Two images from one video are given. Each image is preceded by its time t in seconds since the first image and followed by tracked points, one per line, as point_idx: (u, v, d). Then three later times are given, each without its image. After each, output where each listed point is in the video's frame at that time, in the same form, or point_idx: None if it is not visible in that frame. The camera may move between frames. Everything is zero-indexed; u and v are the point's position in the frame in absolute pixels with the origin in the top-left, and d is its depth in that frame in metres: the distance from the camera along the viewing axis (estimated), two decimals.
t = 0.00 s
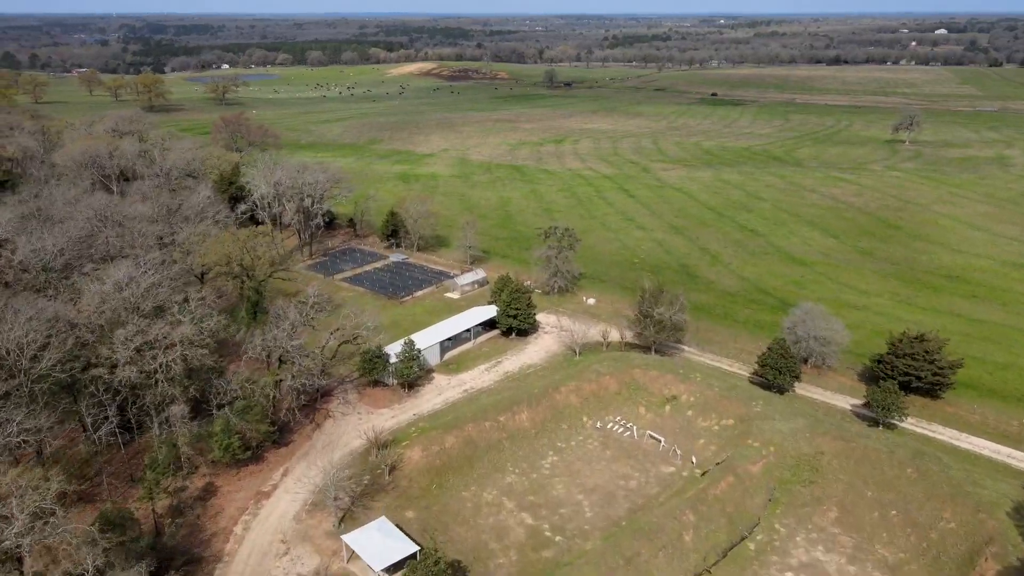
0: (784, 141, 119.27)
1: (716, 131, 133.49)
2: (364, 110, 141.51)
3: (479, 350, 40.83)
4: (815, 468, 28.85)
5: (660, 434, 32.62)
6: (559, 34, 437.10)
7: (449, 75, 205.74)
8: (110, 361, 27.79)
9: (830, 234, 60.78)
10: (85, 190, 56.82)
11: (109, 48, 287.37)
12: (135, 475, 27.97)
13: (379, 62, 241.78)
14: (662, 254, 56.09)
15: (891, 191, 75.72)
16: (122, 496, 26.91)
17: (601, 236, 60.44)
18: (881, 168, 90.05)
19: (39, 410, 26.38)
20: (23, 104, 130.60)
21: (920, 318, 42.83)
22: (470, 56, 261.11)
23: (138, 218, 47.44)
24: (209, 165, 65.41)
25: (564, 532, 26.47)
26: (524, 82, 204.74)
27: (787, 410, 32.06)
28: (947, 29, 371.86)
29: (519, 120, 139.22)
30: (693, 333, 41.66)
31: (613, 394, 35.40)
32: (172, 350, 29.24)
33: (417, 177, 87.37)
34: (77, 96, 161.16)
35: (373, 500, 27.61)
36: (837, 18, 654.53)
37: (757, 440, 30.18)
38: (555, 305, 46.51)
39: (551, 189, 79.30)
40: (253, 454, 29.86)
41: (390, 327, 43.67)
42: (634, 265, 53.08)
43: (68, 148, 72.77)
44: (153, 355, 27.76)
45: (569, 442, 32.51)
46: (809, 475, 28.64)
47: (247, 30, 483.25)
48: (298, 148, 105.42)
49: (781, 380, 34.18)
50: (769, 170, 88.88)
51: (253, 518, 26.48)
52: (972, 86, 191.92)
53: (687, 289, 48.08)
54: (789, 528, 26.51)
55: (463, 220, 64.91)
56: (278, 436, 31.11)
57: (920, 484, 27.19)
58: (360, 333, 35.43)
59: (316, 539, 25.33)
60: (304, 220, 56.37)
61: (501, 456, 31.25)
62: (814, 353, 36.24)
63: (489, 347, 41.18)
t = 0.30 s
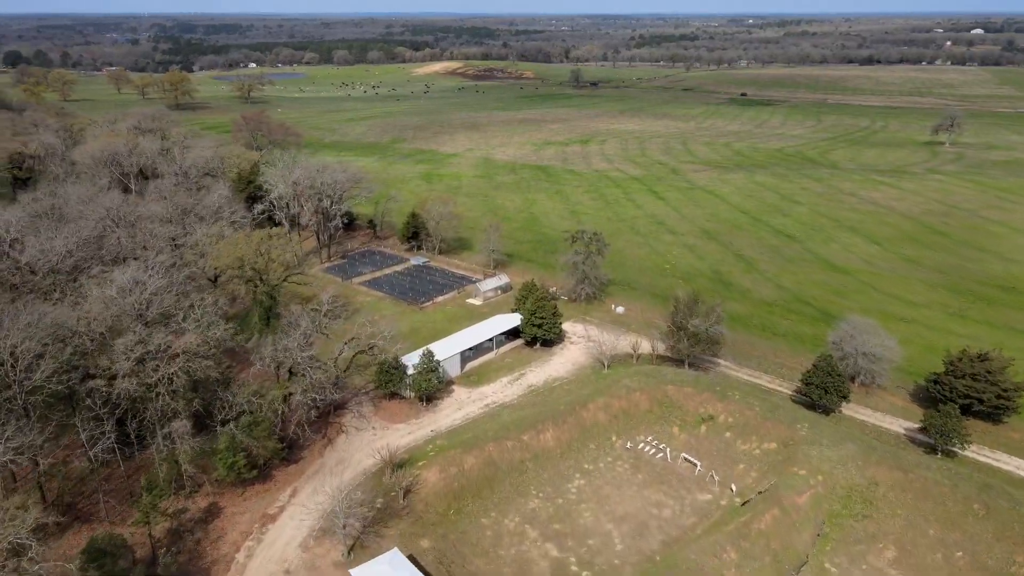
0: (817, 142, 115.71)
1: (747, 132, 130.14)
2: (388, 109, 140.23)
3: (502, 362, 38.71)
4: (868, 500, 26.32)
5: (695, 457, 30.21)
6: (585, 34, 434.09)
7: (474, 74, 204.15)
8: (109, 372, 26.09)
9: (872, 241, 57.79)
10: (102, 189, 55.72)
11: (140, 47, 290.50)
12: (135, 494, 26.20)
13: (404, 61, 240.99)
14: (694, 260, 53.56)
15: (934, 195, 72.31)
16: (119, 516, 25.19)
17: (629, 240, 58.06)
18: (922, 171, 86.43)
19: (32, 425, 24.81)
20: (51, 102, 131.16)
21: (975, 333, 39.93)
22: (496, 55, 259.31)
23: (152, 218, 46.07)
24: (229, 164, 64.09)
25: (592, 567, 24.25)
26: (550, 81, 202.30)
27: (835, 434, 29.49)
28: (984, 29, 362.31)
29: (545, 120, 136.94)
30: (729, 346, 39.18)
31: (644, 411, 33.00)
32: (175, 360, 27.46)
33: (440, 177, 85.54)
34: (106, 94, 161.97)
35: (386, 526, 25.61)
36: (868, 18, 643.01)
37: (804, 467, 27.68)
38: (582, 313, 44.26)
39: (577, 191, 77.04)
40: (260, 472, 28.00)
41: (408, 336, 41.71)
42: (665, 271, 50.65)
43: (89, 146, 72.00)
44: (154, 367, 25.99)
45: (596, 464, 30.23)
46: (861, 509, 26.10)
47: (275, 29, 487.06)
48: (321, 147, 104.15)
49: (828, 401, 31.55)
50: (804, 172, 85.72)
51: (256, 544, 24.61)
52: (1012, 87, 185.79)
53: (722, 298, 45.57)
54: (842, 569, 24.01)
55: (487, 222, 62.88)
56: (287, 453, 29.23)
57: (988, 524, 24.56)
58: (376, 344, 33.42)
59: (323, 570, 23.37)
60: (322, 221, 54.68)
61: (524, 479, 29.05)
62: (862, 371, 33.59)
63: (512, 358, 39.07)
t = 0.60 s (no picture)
0: (855, 144, 111.83)
1: (780, 132, 126.55)
2: (414, 108, 138.88)
3: (526, 374, 36.57)
4: (931, 540, 23.76)
5: (735, 485, 27.74)
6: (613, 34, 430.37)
7: (501, 74, 202.40)
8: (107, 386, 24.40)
9: (919, 248, 54.68)
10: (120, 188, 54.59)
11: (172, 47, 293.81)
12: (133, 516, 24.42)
13: (431, 60, 240.05)
14: (730, 266, 50.95)
15: (983, 199, 68.78)
16: (115, 541, 23.41)
17: (661, 245, 55.62)
18: (968, 174, 82.62)
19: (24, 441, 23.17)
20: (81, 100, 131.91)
21: None
22: (524, 55, 257.38)
23: (166, 219, 44.66)
24: (250, 162, 62.77)
25: None
26: (578, 80, 199.66)
27: (891, 464, 26.90)
28: None
29: (573, 120, 134.50)
30: (770, 362, 36.61)
31: (679, 432, 30.47)
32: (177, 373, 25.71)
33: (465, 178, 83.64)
34: (136, 92, 162.94)
35: (399, 558, 23.63)
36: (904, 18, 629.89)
37: (857, 501, 25.13)
38: (612, 323, 41.96)
39: (606, 193, 74.67)
40: (266, 494, 26.14)
41: (428, 345, 39.75)
42: (699, 279, 48.14)
43: (111, 144, 71.23)
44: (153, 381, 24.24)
45: (627, 489, 27.87)
46: (924, 550, 23.53)
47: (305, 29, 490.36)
48: (345, 146, 102.86)
49: (882, 425, 28.88)
50: (843, 175, 82.40)
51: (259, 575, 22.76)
52: None
53: (760, 308, 42.98)
54: None
55: (512, 224, 60.81)
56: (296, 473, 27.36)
57: None
58: (392, 356, 31.43)
59: None
60: (343, 222, 52.99)
61: (549, 506, 26.82)
62: (919, 393, 30.85)
63: (537, 370, 36.89)
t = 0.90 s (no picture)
0: (892, 145, 108.02)
1: (813, 133, 122.93)
2: (437, 107, 137.33)
3: (550, 389, 34.33)
4: None
5: (778, 518, 25.28)
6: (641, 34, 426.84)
7: (527, 73, 200.39)
8: (96, 401, 22.61)
9: (967, 256, 51.58)
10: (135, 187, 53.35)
11: (201, 45, 296.16)
12: (123, 543, 22.63)
13: (457, 60, 238.71)
14: (766, 273, 48.34)
15: None
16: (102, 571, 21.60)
17: (691, 250, 53.14)
18: (1015, 178, 78.82)
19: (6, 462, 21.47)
20: (107, 97, 132.02)
21: None
22: (549, 54, 255.08)
23: (178, 220, 43.06)
24: (268, 161, 61.27)
25: None
26: (604, 80, 196.73)
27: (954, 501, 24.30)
28: None
29: (599, 120, 131.89)
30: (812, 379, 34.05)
31: (715, 457, 27.96)
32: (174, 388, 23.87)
33: (488, 178, 81.65)
34: (162, 90, 163.35)
35: None
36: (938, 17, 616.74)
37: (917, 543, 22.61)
38: (641, 334, 39.62)
39: (634, 194, 72.25)
40: (268, 519, 24.21)
41: (447, 355, 37.73)
42: (733, 287, 45.61)
43: (130, 141, 70.23)
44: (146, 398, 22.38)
45: (659, 521, 25.48)
46: None
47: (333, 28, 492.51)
48: (367, 145, 101.29)
49: (941, 455, 26.22)
50: (881, 178, 79.07)
51: None
52: None
53: (799, 320, 40.39)
54: None
55: (536, 227, 58.68)
56: (301, 496, 25.41)
57: None
58: (406, 369, 29.35)
59: None
60: (360, 224, 51.19)
61: (572, 538, 24.54)
62: (981, 419, 28.15)
63: (561, 384, 34.68)
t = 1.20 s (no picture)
0: (932, 147, 104.00)
1: (849, 134, 119.01)
2: (462, 106, 135.51)
3: (574, 405, 32.10)
4: None
5: (826, 559, 22.84)
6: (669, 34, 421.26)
7: (553, 72, 197.94)
8: (81, 419, 20.93)
9: (1021, 265, 48.40)
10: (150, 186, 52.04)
11: (230, 44, 297.86)
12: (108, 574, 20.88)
13: (483, 59, 236.85)
14: (804, 281, 45.63)
15: None
16: None
17: (724, 256, 50.55)
18: None
19: None
20: (133, 94, 132.01)
21: None
22: (576, 53, 252.30)
23: (188, 220, 41.56)
24: (286, 160, 59.68)
25: None
26: (632, 79, 193.56)
27: None
28: None
29: (626, 120, 129.11)
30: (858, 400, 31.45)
31: (754, 487, 25.38)
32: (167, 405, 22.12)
33: (512, 179, 79.52)
34: (189, 88, 163.56)
35: None
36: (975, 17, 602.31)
37: None
38: (671, 346, 37.23)
39: (663, 196, 69.67)
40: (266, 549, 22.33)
41: (465, 366, 35.65)
42: (769, 296, 43.00)
43: (149, 138, 69.10)
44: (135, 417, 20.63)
45: (692, 558, 23.08)
46: None
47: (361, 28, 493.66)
48: (390, 144, 99.69)
49: (1010, 491, 23.58)
50: (923, 181, 75.61)
51: None
52: None
53: (842, 333, 37.73)
54: None
55: (561, 230, 56.46)
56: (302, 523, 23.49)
57: None
58: (419, 385, 27.28)
59: None
60: (379, 225, 49.38)
61: None
62: None
63: (587, 401, 32.42)
